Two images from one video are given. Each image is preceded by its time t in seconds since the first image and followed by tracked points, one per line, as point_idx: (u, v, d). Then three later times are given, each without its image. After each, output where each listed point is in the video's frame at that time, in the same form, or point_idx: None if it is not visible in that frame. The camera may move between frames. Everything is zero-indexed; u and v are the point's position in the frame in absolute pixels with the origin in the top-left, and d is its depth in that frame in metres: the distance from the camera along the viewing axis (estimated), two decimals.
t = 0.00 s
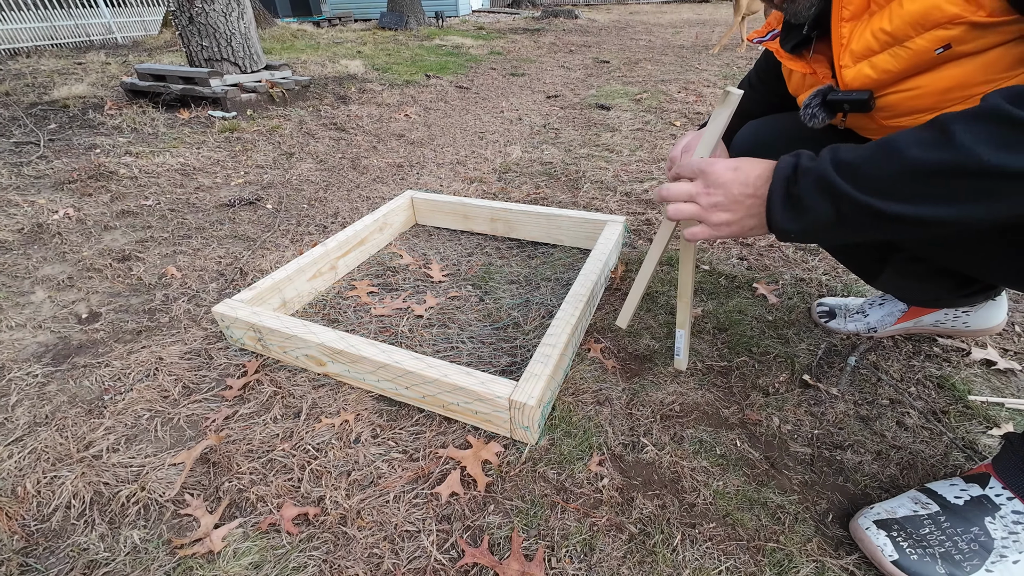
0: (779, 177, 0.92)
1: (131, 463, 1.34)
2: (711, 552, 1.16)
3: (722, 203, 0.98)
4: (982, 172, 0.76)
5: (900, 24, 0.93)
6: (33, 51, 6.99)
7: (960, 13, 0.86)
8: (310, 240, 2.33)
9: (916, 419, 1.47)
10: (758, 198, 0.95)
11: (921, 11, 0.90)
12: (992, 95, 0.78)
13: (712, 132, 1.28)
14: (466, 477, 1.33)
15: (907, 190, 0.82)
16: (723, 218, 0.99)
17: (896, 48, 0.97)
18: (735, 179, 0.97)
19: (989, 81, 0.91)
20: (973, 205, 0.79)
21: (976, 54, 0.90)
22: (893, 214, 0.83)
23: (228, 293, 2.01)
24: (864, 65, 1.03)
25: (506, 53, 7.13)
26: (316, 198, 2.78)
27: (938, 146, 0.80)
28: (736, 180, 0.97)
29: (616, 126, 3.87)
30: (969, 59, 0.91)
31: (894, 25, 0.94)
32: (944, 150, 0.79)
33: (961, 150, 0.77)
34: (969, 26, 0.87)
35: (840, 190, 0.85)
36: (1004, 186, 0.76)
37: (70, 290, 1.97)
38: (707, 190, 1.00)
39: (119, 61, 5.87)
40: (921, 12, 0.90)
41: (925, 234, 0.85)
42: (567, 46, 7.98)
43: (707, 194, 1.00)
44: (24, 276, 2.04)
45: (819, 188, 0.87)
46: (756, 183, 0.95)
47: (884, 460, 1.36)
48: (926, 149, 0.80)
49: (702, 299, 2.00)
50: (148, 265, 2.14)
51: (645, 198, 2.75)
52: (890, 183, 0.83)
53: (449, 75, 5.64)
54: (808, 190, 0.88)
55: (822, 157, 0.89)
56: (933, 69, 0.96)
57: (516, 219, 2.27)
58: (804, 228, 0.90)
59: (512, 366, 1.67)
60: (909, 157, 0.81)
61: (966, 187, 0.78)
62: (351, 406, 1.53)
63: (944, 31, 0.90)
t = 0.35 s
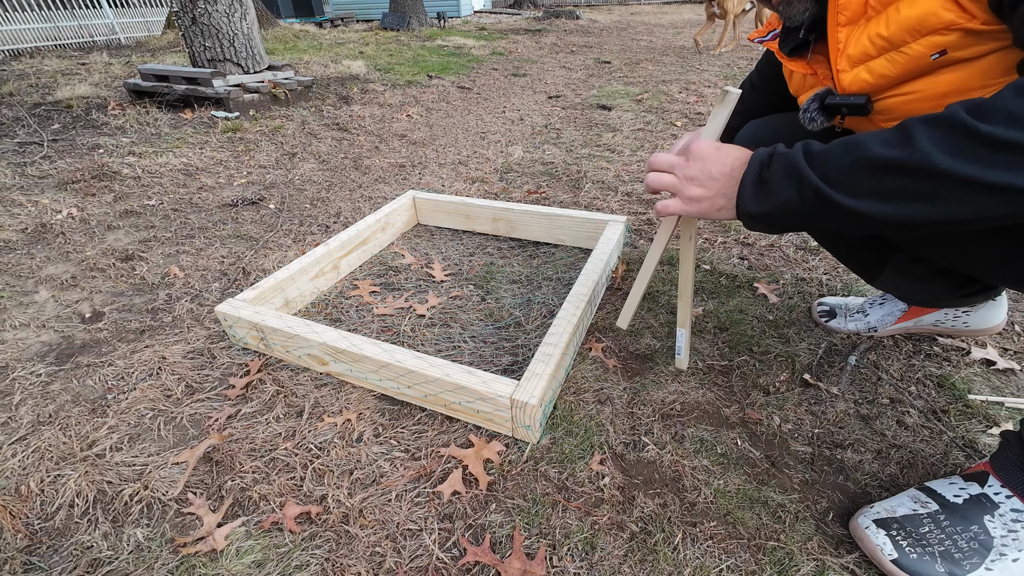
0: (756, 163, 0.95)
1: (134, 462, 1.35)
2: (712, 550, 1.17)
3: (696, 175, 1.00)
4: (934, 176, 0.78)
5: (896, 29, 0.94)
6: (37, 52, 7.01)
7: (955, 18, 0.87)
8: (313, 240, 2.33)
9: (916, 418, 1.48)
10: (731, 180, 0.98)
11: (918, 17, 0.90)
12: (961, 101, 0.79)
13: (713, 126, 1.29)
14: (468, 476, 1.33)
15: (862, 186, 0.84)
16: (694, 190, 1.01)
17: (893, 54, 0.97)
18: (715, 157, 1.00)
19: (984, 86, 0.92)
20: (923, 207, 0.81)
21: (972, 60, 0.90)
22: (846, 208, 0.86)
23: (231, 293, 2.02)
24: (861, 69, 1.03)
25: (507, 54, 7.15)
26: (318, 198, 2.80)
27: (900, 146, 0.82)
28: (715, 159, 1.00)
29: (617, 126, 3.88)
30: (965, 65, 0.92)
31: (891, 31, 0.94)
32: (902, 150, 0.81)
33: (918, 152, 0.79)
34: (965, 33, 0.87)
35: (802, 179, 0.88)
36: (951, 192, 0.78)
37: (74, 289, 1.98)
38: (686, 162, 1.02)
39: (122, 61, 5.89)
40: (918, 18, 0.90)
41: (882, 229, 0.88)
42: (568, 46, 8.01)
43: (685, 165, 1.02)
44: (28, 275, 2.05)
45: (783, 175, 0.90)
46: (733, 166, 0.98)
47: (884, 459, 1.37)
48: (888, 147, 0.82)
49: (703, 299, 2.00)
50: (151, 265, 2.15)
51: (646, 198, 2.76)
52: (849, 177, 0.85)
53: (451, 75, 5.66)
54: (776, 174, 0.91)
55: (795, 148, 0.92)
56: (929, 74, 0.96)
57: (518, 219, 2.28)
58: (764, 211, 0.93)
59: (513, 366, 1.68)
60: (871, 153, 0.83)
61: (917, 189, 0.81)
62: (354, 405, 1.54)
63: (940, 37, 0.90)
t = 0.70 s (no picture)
0: (760, 180, 0.96)
1: (136, 462, 1.35)
2: (712, 549, 1.17)
3: (699, 188, 1.02)
4: (924, 211, 0.81)
5: (897, 38, 0.94)
6: (39, 52, 7.02)
7: (956, 32, 0.87)
8: (314, 240, 2.34)
9: (916, 417, 1.48)
10: (733, 197, 1.00)
11: (919, 28, 0.91)
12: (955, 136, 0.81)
13: (712, 130, 1.33)
14: (469, 476, 1.34)
15: (857, 214, 0.87)
16: (696, 203, 1.03)
17: (893, 63, 0.98)
18: (720, 172, 1.01)
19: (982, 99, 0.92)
20: (911, 238, 0.85)
21: (972, 73, 0.91)
22: (840, 233, 0.89)
23: (232, 293, 2.03)
24: (861, 76, 1.04)
25: (508, 54, 7.15)
26: (319, 198, 2.80)
27: (895, 177, 0.84)
28: (719, 174, 1.01)
29: (618, 125, 3.89)
30: (965, 78, 0.92)
31: (892, 40, 0.95)
32: (897, 182, 0.83)
33: (911, 186, 0.82)
34: (965, 46, 0.88)
35: (799, 203, 0.90)
36: (939, 227, 0.82)
37: (76, 289, 1.98)
38: (692, 174, 1.04)
39: (123, 62, 5.90)
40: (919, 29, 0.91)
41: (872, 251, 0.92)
42: (569, 46, 8.02)
43: (690, 177, 1.04)
44: (30, 275, 2.05)
45: (781, 197, 0.92)
46: (737, 183, 0.99)
47: (884, 458, 1.37)
48: (884, 178, 0.85)
49: (703, 299, 2.00)
50: (153, 265, 2.16)
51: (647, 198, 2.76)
52: (844, 204, 0.88)
53: (452, 75, 5.67)
54: (777, 196, 0.93)
55: (794, 169, 0.94)
56: (929, 85, 0.97)
57: (518, 219, 2.28)
58: (761, 231, 0.95)
59: (514, 365, 1.68)
60: (868, 183, 0.85)
61: (908, 221, 0.84)
62: (355, 404, 1.54)
63: (940, 48, 0.90)
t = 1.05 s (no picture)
0: (756, 186, 1.02)
1: (136, 462, 1.35)
2: (712, 549, 1.17)
3: (698, 192, 1.08)
4: (904, 227, 0.90)
5: (908, 38, 0.94)
6: (39, 52, 7.02)
7: (968, 34, 0.87)
8: (314, 240, 2.34)
9: (916, 417, 1.48)
10: (730, 202, 1.05)
11: (931, 28, 0.91)
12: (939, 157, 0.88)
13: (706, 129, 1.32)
14: (469, 476, 1.34)
15: (844, 226, 0.96)
16: (694, 205, 1.09)
17: (902, 63, 0.98)
18: (719, 177, 1.06)
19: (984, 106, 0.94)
20: (889, 247, 0.95)
21: (980, 77, 0.91)
22: (826, 242, 0.99)
23: (232, 293, 2.03)
24: (868, 75, 1.04)
25: (508, 54, 7.15)
26: (319, 198, 2.80)
27: (880, 194, 0.92)
28: (718, 179, 1.06)
29: (618, 125, 3.89)
30: (972, 81, 0.93)
31: (902, 39, 0.95)
32: (881, 200, 0.91)
33: (893, 204, 0.90)
34: (976, 49, 0.88)
35: (791, 214, 0.99)
36: (916, 240, 0.92)
37: (76, 289, 1.98)
38: (691, 177, 1.09)
39: (123, 62, 5.90)
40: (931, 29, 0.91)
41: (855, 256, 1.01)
42: (569, 47, 8.03)
43: (690, 179, 1.09)
44: (30, 275, 2.05)
45: (775, 208, 1.00)
46: (734, 189, 1.05)
47: (884, 458, 1.37)
48: (870, 194, 0.93)
49: (703, 299, 2.00)
50: (153, 265, 2.16)
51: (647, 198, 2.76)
52: (832, 215, 0.97)
53: (452, 75, 5.67)
54: (772, 206, 1.00)
55: (790, 179, 1.01)
56: (936, 87, 0.97)
57: (518, 219, 2.28)
58: (755, 237, 1.04)
59: (514, 365, 1.68)
60: (854, 198, 0.93)
61: (888, 233, 0.93)
62: (355, 404, 1.54)
63: (950, 51, 0.91)
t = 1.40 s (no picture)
0: (757, 194, 1.03)
1: (136, 462, 1.35)
2: (712, 549, 1.17)
3: (700, 198, 1.07)
4: (900, 239, 0.93)
5: (933, 32, 0.93)
6: (39, 53, 7.02)
7: (996, 30, 0.87)
8: (314, 240, 2.34)
9: (916, 418, 1.48)
10: (731, 208, 1.06)
11: (959, 23, 0.90)
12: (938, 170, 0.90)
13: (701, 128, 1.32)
14: (469, 476, 1.34)
15: (843, 235, 0.99)
16: (695, 212, 1.09)
17: (923, 58, 0.97)
18: (720, 183, 1.06)
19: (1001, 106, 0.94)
20: (886, 256, 0.98)
21: (1001, 76, 0.91)
22: (826, 250, 1.02)
23: (232, 293, 2.03)
24: (887, 69, 1.03)
25: (508, 54, 7.15)
26: (319, 198, 2.80)
27: (879, 205, 0.94)
28: (719, 185, 1.06)
29: (617, 125, 3.90)
30: (992, 80, 0.92)
31: (926, 33, 0.94)
32: (879, 212, 0.94)
33: (891, 217, 0.93)
34: (1002, 47, 0.88)
35: (792, 224, 1.01)
36: (910, 251, 0.95)
37: (76, 289, 1.98)
38: (693, 183, 1.09)
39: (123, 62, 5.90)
40: (958, 24, 0.90)
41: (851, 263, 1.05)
42: (569, 47, 8.03)
43: (692, 185, 1.08)
44: (30, 275, 2.05)
45: (777, 217, 1.02)
46: (735, 195, 1.06)
47: (884, 458, 1.37)
48: (870, 205, 0.95)
49: (703, 299, 2.00)
50: (153, 265, 2.16)
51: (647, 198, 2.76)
52: (832, 225, 0.99)
53: (452, 75, 5.67)
54: (772, 214, 1.02)
55: (791, 188, 1.02)
56: (955, 85, 0.96)
57: (518, 215, 2.29)
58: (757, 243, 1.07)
59: (514, 365, 1.68)
60: (854, 210, 0.95)
61: (885, 243, 0.96)
62: (355, 405, 1.54)
63: (975, 47, 0.90)
